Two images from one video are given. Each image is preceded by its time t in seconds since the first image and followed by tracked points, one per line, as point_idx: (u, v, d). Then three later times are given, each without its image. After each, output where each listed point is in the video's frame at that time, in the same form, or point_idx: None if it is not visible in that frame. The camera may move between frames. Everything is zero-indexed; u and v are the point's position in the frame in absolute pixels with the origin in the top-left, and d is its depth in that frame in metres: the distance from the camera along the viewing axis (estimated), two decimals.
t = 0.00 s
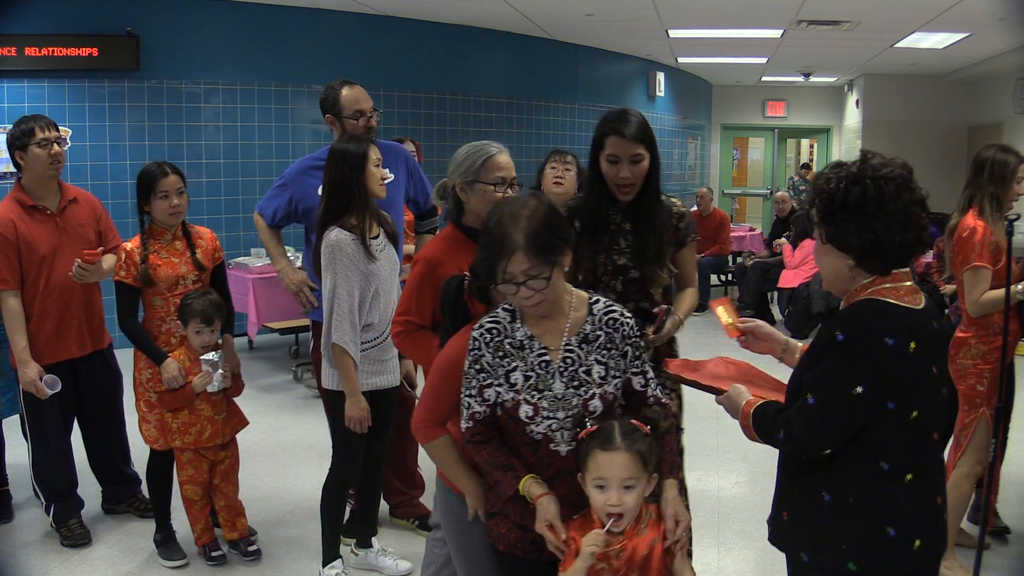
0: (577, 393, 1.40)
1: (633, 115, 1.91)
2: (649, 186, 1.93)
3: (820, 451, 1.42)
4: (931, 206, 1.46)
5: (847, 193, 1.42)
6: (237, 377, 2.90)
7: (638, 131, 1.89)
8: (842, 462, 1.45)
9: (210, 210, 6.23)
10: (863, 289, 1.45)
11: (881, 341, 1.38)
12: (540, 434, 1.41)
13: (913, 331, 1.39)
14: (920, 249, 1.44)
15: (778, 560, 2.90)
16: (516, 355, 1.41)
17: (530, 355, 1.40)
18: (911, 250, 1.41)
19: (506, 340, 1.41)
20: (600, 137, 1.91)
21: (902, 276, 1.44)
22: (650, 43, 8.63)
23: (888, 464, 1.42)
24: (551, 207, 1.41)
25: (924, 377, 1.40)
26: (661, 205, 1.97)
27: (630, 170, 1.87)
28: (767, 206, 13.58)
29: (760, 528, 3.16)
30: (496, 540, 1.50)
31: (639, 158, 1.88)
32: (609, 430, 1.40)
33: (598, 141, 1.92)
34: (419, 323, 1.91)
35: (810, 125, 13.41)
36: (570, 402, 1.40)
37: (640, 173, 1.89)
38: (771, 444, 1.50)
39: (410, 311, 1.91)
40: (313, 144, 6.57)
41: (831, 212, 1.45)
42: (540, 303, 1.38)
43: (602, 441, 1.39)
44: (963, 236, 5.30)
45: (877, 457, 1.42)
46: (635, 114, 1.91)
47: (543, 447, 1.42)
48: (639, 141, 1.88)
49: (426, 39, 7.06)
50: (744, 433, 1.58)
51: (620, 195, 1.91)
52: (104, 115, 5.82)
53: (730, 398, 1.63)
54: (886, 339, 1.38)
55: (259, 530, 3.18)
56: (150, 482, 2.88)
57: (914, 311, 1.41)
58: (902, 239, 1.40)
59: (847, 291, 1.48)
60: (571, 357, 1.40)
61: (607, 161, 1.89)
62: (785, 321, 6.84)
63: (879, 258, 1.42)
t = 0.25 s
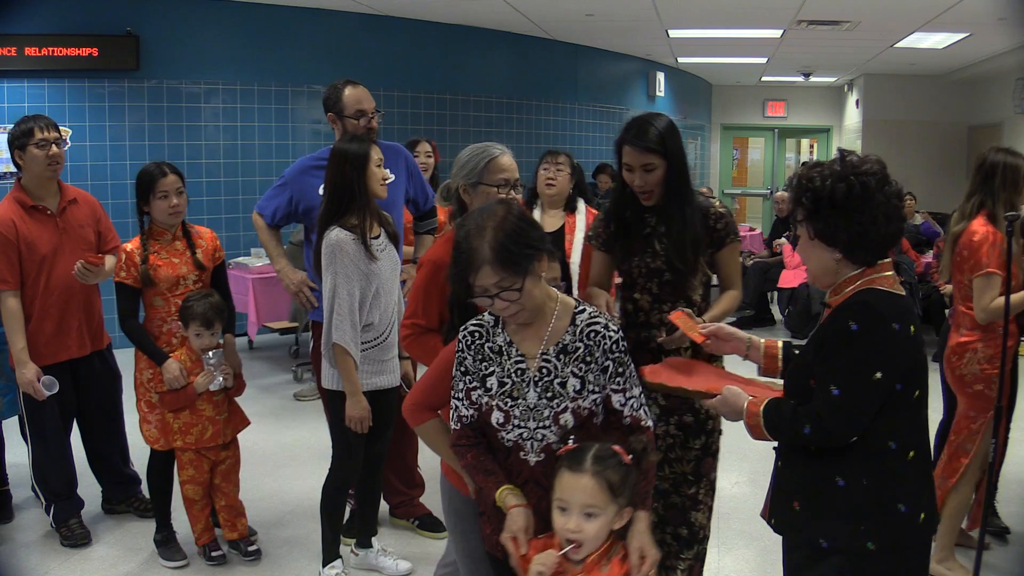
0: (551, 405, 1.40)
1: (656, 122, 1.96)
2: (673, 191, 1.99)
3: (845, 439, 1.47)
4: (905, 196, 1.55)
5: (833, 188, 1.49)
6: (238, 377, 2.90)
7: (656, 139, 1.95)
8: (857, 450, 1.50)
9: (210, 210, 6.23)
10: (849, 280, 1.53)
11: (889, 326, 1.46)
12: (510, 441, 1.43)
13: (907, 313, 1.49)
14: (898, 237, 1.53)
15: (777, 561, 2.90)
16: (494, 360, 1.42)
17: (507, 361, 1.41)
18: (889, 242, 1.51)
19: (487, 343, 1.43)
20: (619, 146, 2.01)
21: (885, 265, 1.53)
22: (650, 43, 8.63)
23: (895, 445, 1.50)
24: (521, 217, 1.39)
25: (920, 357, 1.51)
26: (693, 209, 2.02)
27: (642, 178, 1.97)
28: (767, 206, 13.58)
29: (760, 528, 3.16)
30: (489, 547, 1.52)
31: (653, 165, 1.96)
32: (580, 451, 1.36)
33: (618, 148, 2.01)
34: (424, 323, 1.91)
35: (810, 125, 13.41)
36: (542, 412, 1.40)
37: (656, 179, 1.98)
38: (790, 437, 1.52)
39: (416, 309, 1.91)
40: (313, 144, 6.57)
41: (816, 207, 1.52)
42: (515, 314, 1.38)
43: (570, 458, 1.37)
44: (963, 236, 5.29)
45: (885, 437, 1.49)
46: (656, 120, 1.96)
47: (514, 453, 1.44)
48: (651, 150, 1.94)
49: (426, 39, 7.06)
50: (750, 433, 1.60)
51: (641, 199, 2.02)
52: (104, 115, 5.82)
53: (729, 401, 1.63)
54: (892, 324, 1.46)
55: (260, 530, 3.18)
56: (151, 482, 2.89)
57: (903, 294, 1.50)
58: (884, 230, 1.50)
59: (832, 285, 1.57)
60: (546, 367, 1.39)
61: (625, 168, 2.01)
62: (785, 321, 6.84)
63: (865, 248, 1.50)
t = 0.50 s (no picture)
0: (537, 415, 1.39)
1: (675, 119, 2.00)
2: (689, 187, 2.03)
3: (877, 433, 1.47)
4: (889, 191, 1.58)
5: (820, 188, 1.51)
6: (239, 376, 2.90)
7: (673, 134, 1.99)
8: (875, 446, 1.50)
9: (210, 210, 6.23)
10: (842, 278, 1.55)
11: (897, 317, 1.48)
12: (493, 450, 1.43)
13: (904, 305, 1.53)
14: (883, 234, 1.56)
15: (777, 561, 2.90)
16: (486, 364, 1.43)
17: (497, 367, 1.42)
18: (877, 238, 1.54)
19: (481, 347, 1.45)
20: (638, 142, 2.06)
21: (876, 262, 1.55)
22: (650, 43, 8.63)
23: (903, 433, 1.52)
24: (508, 217, 1.35)
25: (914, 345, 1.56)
26: (709, 209, 2.05)
27: (657, 174, 2.02)
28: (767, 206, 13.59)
29: (760, 529, 3.16)
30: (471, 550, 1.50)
31: (669, 162, 2.01)
32: (523, 464, 1.29)
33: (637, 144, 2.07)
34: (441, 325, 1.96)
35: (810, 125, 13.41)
36: (529, 423, 1.40)
37: (671, 175, 2.02)
38: (823, 440, 1.49)
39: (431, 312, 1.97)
40: (313, 145, 6.57)
41: (804, 206, 1.54)
42: (506, 319, 1.36)
43: (514, 470, 1.30)
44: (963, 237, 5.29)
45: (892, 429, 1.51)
46: (674, 116, 2.00)
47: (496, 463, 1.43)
48: (667, 146, 1.99)
49: (427, 39, 7.06)
50: (770, 442, 1.55)
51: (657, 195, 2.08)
52: (104, 115, 5.82)
53: (744, 410, 1.59)
54: (899, 315, 1.48)
55: (260, 530, 3.18)
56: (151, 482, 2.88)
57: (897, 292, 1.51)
58: (870, 228, 1.52)
59: (822, 285, 1.59)
60: (535, 377, 1.40)
61: (641, 165, 2.06)
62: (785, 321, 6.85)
63: (852, 245, 1.53)
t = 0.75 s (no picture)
0: (490, 429, 1.35)
1: (681, 117, 2.00)
2: (697, 187, 2.03)
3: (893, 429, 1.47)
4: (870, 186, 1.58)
5: (805, 192, 1.51)
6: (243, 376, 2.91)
7: (682, 133, 1.99)
8: (883, 446, 1.51)
9: (210, 210, 6.23)
10: (837, 280, 1.55)
11: (899, 314, 1.49)
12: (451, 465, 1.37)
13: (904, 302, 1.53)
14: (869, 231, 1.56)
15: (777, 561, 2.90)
16: (451, 373, 1.41)
17: (462, 376, 1.39)
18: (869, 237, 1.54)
19: (449, 354, 1.43)
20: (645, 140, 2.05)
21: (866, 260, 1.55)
22: (650, 43, 8.62)
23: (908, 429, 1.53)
24: (469, 212, 1.37)
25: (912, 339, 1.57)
26: (716, 210, 2.04)
27: (666, 173, 2.01)
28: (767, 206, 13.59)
29: (760, 529, 3.16)
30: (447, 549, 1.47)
31: (678, 160, 2.00)
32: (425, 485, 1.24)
33: (644, 142, 2.06)
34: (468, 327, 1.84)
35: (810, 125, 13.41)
36: (483, 436, 1.35)
37: (679, 175, 2.02)
38: (838, 440, 1.49)
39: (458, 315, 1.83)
40: (313, 145, 6.57)
41: (791, 211, 1.54)
42: (461, 316, 1.38)
43: (420, 486, 1.25)
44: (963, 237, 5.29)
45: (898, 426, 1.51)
46: (681, 115, 2.00)
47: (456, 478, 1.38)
48: (676, 145, 1.99)
49: (426, 39, 7.06)
50: (785, 445, 1.54)
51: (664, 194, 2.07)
52: (104, 115, 5.82)
53: (756, 414, 1.58)
54: (901, 313, 1.49)
55: (260, 530, 3.18)
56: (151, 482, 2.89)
57: (893, 289, 1.51)
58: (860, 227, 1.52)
59: (817, 288, 1.58)
60: (493, 389, 1.35)
61: (649, 163, 2.05)
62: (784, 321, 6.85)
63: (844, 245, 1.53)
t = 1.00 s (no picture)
0: (399, 441, 1.27)
1: (685, 114, 2.02)
2: (702, 184, 2.04)
3: (889, 431, 1.47)
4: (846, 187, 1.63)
5: (802, 195, 1.52)
6: (246, 376, 2.90)
7: (689, 130, 2.00)
8: (882, 446, 1.51)
9: (210, 210, 6.23)
10: (837, 281, 1.55)
11: (899, 314, 1.49)
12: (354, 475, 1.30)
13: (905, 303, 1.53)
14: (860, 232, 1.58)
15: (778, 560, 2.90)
16: (368, 379, 1.34)
17: (377, 384, 1.33)
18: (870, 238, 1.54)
19: (368, 361, 1.36)
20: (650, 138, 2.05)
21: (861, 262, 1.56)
22: (650, 42, 8.62)
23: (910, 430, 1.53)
24: (398, 207, 1.31)
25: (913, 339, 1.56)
26: (719, 209, 2.05)
27: (674, 170, 2.01)
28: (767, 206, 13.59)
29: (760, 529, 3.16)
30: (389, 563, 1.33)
31: (685, 157, 2.00)
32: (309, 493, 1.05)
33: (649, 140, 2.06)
34: (496, 324, 1.90)
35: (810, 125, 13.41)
36: (391, 447, 1.27)
37: (685, 172, 2.02)
38: (837, 440, 1.49)
39: (482, 312, 1.89)
40: (313, 144, 6.57)
41: (789, 214, 1.53)
42: (375, 315, 1.32)
43: (311, 490, 1.07)
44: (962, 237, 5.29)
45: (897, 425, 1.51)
46: (685, 114, 2.02)
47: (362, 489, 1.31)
48: (683, 141, 1.99)
49: (427, 39, 7.06)
50: (784, 446, 1.54)
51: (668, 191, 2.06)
52: (103, 115, 5.82)
53: (755, 415, 1.57)
54: (901, 313, 1.49)
55: (262, 531, 3.18)
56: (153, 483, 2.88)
57: (893, 288, 1.51)
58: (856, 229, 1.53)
59: (817, 291, 1.57)
60: (405, 400, 1.29)
61: (655, 160, 2.05)
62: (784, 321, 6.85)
63: (842, 247, 1.53)
